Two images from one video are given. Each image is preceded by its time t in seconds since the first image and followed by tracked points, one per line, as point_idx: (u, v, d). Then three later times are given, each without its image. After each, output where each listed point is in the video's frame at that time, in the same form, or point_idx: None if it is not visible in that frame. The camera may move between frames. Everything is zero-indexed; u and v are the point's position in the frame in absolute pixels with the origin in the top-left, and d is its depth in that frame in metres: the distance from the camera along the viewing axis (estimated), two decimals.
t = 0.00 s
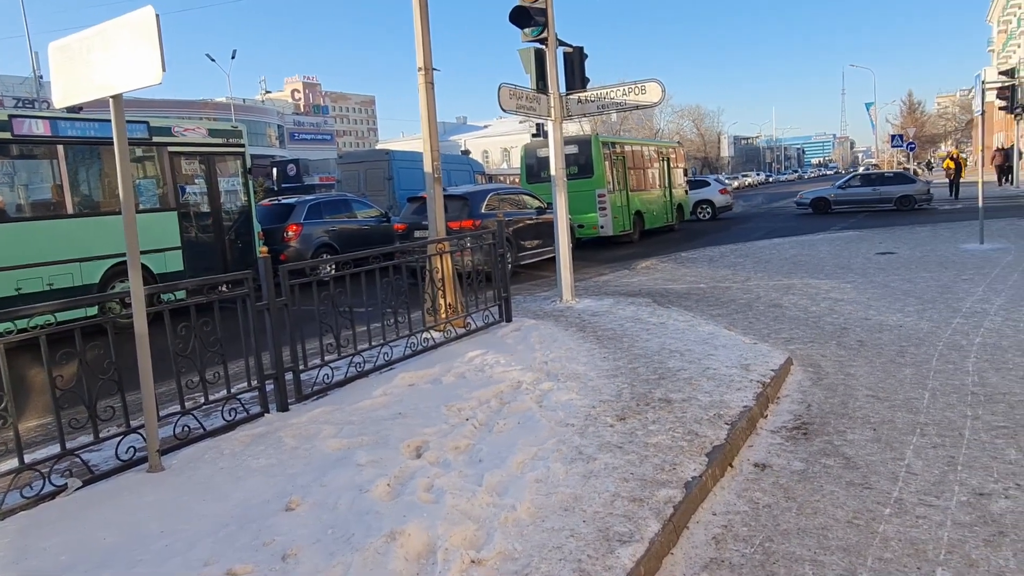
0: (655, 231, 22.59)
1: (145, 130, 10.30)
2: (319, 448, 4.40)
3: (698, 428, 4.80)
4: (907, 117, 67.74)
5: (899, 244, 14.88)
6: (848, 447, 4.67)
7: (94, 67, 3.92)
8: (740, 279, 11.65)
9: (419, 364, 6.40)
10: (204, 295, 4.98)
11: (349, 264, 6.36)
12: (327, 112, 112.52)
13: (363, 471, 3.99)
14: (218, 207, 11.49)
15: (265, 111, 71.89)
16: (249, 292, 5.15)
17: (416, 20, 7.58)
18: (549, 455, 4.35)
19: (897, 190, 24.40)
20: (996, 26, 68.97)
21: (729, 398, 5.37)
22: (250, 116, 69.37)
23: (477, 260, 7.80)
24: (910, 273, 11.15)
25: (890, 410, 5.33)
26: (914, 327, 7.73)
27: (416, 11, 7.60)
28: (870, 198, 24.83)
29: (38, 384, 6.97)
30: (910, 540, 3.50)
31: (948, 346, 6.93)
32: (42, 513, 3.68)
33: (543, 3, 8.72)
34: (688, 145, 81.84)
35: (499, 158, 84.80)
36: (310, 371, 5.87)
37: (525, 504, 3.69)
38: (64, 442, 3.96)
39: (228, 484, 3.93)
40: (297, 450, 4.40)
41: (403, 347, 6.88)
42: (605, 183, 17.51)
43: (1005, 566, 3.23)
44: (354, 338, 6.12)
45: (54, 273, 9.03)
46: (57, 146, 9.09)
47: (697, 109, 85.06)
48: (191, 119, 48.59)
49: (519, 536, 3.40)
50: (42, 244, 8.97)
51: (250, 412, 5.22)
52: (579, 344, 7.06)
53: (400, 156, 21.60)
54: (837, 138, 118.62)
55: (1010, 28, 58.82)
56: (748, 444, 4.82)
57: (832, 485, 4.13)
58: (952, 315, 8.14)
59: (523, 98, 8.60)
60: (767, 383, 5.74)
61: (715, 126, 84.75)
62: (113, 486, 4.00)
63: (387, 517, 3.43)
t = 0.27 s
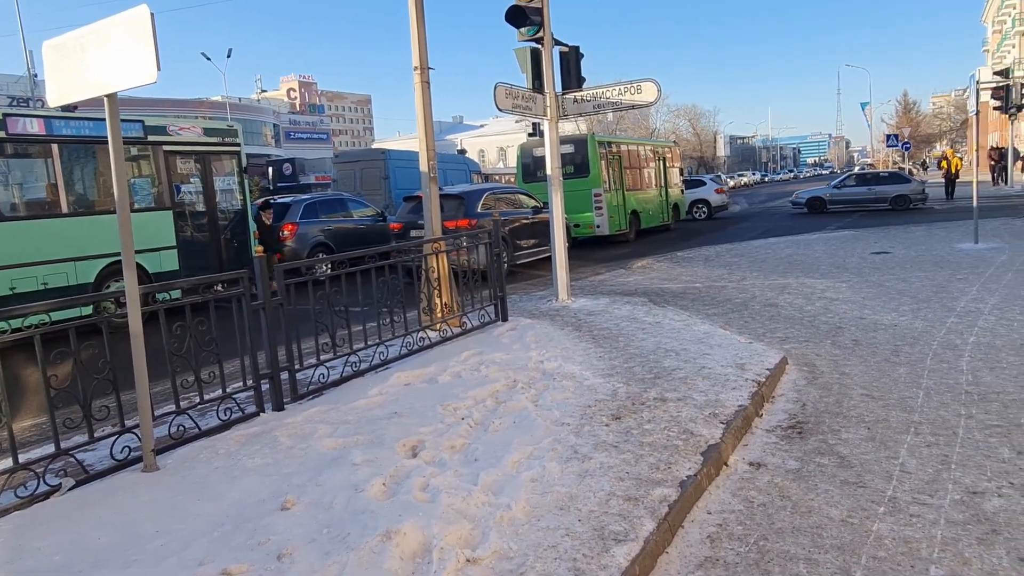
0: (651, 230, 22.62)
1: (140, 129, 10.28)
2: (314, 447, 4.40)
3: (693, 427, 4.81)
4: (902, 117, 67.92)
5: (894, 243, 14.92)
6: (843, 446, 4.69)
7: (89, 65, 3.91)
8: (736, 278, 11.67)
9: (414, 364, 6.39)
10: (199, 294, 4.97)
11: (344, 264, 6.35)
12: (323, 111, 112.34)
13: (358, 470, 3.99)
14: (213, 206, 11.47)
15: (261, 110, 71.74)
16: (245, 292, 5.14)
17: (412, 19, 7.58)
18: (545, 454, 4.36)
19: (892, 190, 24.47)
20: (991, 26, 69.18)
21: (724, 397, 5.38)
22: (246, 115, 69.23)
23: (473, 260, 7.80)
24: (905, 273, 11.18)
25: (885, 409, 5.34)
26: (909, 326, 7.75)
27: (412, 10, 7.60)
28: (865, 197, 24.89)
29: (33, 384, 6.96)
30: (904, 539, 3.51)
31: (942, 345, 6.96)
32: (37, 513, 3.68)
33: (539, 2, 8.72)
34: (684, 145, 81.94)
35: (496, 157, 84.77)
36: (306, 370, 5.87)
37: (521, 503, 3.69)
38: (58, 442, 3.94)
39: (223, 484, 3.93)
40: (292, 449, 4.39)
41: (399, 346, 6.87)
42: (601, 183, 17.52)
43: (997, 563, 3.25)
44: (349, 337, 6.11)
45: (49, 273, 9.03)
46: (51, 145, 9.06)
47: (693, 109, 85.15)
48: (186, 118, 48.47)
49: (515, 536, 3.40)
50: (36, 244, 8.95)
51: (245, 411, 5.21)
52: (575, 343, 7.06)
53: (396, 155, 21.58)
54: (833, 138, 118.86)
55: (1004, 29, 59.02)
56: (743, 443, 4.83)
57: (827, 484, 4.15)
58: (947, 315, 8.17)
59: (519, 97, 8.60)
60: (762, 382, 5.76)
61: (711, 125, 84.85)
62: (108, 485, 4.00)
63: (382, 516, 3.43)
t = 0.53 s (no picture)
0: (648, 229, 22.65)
1: (137, 128, 10.26)
2: (312, 446, 4.40)
3: (690, 425, 4.82)
4: (899, 116, 68.06)
5: (891, 243, 14.96)
6: (839, 445, 4.70)
7: (86, 65, 3.91)
8: (733, 277, 11.69)
9: (412, 363, 6.40)
10: (196, 293, 4.96)
11: (342, 263, 6.35)
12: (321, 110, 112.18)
13: (356, 469, 3.99)
14: (211, 205, 11.45)
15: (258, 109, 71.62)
16: (242, 291, 5.14)
17: (410, 18, 7.58)
18: (543, 452, 4.37)
19: (889, 189, 24.52)
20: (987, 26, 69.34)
21: (721, 396, 5.39)
22: (243, 114, 69.11)
23: (471, 259, 7.80)
24: (902, 272, 11.21)
25: (881, 407, 5.36)
26: (906, 325, 7.78)
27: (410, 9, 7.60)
28: (862, 197, 24.94)
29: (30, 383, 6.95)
30: (900, 537, 3.53)
31: (938, 344, 6.98)
32: (35, 512, 3.67)
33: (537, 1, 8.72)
34: (681, 144, 82.01)
35: (493, 156, 84.74)
36: (303, 369, 5.87)
37: (518, 501, 3.70)
38: (55, 441, 3.94)
39: (221, 482, 3.93)
40: (290, 448, 4.40)
41: (396, 345, 6.87)
42: (599, 182, 17.53)
43: (993, 561, 3.27)
44: (347, 336, 6.11)
45: (45, 272, 8.99)
46: (48, 143, 9.05)
47: (690, 108, 85.20)
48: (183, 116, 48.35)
49: (513, 534, 3.41)
50: (33, 242, 8.93)
51: (243, 410, 5.21)
52: (573, 342, 7.07)
53: (393, 154, 21.57)
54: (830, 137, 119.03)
55: (1001, 29, 59.17)
56: (740, 442, 4.84)
57: (824, 483, 4.16)
58: (943, 314, 8.20)
59: (516, 96, 8.60)
60: (759, 381, 5.77)
61: (708, 125, 84.93)
62: (105, 484, 4.00)
63: (380, 515, 3.43)
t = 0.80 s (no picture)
0: (646, 228, 22.67)
1: (136, 127, 10.26)
2: (312, 444, 4.41)
3: (689, 424, 4.83)
4: (897, 116, 68.13)
5: (888, 242, 14.99)
6: (837, 443, 4.72)
7: (86, 63, 3.90)
8: (731, 276, 11.71)
9: (411, 361, 6.41)
10: (196, 291, 4.96)
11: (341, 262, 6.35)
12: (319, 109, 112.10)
13: (356, 467, 4.00)
14: (209, 203, 11.45)
15: (257, 108, 71.55)
16: (242, 289, 5.14)
17: (409, 17, 7.58)
18: (542, 451, 4.38)
19: (887, 189, 24.57)
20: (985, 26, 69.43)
21: (720, 394, 5.40)
22: (241, 113, 69.04)
23: (469, 258, 7.81)
24: (899, 271, 11.24)
25: (879, 406, 5.38)
26: (903, 325, 7.80)
27: (409, 9, 7.61)
28: (860, 196, 24.98)
29: (28, 382, 6.94)
30: (897, 534, 3.54)
31: (936, 343, 7.00)
32: (34, 510, 3.68)
33: None
34: (680, 143, 82.04)
35: (491, 155, 84.74)
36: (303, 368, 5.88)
37: (517, 499, 3.71)
38: (55, 439, 3.94)
39: (220, 480, 3.93)
40: (290, 447, 4.40)
41: (396, 344, 6.88)
42: (597, 181, 17.54)
43: (990, 558, 3.28)
44: (346, 335, 6.12)
45: (44, 271, 8.95)
46: (46, 142, 9.04)
47: (689, 107, 85.23)
48: (181, 114, 48.29)
49: (512, 532, 3.42)
50: (31, 241, 8.93)
51: (242, 408, 5.22)
52: (571, 341, 7.08)
53: (392, 153, 21.57)
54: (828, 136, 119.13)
55: (999, 28, 59.26)
56: (739, 440, 4.86)
57: (822, 481, 4.17)
58: (940, 313, 8.22)
59: (515, 95, 8.60)
60: (757, 379, 5.79)
61: (706, 124, 84.98)
62: (105, 482, 4.00)
63: (379, 513, 3.44)
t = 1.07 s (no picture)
0: (646, 228, 22.68)
1: (135, 126, 10.27)
2: (311, 444, 4.41)
3: (688, 423, 4.84)
4: (896, 116, 68.16)
5: (887, 242, 15.00)
6: (836, 442, 4.73)
7: (86, 63, 3.90)
8: (730, 276, 11.71)
9: (410, 361, 6.41)
10: (195, 291, 4.96)
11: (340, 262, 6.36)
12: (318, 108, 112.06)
13: (355, 467, 4.00)
14: (208, 203, 11.46)
15: (256, 107, 71.51)
16: (241, 288, 5.14)
17: (409, 17, 7.59)
18: (541, 450, 4.38)
19: (886, 189, 24.59)
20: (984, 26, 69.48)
21: (719, 394, 5.41)
22: (241, 112, 69.01)
23: (469, 258, 7.81)
24: (898, 271, 11.25)
25: (877, 405, 5.39)
26: (902, 324, 7.81)
27: (408, 9, 7.61)
28: (859, 196, 24.99)
29: (28, 381, 6.94)
30: (896, 534, 3.55)
31: (935, 343, 7.01)
32: (34, 510, 3.68)
33: None
34: (679, 143, 82.08)
35: (491, 155, 84.75)
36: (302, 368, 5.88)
37: (517, 499, 3.72)
38: (54, 439, 3.94)
39: (219, 480, 3.94)
40: (290, 446, 4.41)
41: (395, 344, 6.89)
42: (597, 181, 17.55)
43: (988, 558, 3.29)
44: (346, 334, 6.12)
45: (43, 271, 8.96)
46: (45, 142, 9.05)
47: (688, 107, 85.24)
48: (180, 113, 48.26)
49: (511, 531, 3.42)
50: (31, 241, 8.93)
51: (242, 408, 5.22)
52: (571, 341, 7.09)
53: (392, 153, 21.57)
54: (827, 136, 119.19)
55: (997, 28, 59.34)
56: (738, 440, 4.87)
57: (821, 480, 4.18)
58: (939, 313, 8.23)
59: (514, 95, 8.61)
60: (757, 379, 5.80)
61: (705, 124, 85.02)
62: (105, 482, 4.00)
63: (379, 512, 3.45)
